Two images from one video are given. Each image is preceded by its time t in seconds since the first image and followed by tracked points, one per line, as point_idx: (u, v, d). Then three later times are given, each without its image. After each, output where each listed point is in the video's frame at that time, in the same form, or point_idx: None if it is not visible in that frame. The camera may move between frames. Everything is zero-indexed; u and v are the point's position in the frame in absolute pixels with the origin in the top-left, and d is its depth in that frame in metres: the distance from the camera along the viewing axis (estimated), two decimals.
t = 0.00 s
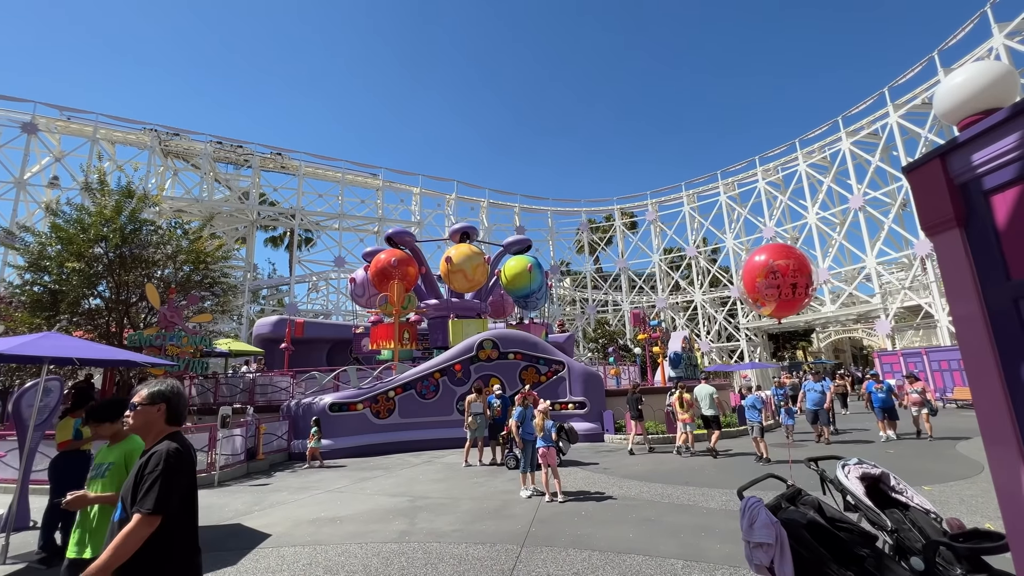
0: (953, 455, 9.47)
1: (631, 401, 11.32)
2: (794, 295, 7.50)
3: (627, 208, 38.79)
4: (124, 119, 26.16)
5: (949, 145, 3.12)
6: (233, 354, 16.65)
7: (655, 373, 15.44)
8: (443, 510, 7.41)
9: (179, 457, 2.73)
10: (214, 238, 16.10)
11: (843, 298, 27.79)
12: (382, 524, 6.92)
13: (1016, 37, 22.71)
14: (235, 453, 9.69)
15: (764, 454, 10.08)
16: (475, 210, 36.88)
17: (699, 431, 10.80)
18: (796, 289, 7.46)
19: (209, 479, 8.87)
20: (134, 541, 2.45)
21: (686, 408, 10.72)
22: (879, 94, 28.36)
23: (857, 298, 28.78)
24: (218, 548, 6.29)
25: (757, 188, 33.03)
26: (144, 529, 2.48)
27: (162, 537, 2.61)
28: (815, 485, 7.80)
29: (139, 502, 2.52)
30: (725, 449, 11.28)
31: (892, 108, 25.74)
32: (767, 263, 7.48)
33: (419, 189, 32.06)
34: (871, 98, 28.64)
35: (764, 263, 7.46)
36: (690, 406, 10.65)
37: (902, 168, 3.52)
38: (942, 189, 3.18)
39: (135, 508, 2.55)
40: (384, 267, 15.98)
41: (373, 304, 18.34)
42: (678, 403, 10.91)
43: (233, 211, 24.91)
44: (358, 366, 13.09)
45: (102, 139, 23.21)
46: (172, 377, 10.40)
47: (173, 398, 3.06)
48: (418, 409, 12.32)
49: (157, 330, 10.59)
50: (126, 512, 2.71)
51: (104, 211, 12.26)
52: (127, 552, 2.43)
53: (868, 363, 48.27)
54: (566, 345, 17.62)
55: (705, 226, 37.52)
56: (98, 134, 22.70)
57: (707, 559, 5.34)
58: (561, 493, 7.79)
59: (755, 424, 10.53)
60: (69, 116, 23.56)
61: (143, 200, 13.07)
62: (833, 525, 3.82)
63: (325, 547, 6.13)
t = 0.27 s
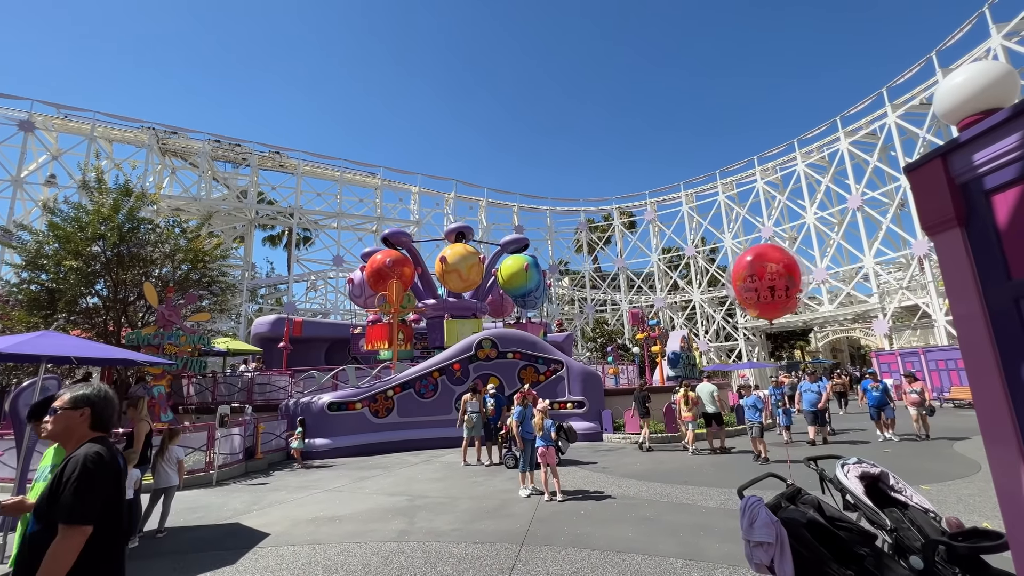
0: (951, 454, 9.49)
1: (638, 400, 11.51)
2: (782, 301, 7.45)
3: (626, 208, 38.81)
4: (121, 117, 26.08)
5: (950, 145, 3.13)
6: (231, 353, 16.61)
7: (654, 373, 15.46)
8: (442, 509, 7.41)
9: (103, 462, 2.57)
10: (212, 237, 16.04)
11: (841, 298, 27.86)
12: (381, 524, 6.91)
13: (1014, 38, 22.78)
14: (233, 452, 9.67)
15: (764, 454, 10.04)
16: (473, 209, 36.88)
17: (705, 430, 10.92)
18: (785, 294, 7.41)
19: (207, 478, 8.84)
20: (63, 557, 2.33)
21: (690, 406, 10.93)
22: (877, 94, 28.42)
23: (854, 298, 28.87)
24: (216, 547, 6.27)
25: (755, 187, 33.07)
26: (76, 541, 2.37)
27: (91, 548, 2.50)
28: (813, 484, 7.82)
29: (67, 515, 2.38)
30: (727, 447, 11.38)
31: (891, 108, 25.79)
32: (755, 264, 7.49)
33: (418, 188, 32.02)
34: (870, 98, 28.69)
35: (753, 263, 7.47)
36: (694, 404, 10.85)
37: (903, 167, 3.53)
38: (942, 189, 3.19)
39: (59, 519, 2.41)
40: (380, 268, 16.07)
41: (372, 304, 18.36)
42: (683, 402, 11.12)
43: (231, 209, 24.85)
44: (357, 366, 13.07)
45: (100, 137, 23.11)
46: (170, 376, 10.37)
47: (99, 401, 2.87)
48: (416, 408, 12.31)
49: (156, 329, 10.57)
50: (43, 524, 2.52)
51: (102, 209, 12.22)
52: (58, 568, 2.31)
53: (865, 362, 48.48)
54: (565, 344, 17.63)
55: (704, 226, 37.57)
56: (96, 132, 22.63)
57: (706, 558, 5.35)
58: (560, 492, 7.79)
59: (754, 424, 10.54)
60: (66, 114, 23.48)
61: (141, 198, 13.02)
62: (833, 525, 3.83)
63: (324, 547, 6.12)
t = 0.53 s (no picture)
0: (951, 454, 9.49)
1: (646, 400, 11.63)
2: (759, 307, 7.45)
3: (626, 208, 38.80)
4: (122, 117, 26.10)
5: (951, 145, 3.13)
6: (232, 353, 16.59)
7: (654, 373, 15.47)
8: (442, 509, 7.40)
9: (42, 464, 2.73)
10: (212, 236, 16.03)
11: (841, 298, 27.86)
12: (381, 523, 6.91)
13: (1013, 39, 22.81)
14: (233, 452, 9.67)
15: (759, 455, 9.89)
16: (473, 209, 36.89)
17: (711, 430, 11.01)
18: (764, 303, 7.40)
19: (208, 478, 8.84)
20: (20, 557, 2.51)
21: (696, 406, 11.06)
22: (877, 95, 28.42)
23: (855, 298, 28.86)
24: (216, 547, 6.28)
25: (756, 187, 33.07)
26: (30, 541, 2.54)
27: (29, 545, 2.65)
28: (813, 484, 7.82)
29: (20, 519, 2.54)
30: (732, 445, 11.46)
31: (891, 108, 25.79)
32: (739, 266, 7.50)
33: (418, 188, 32.01)
34: (870, 98, 28.68)
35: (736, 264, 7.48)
36: (700, 405, 10.97)
37: (903, 168, 3.53)
38: (943, 189, 3.19)
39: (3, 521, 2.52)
40: (377, 269, 16.11)
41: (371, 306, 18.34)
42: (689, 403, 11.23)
43: (231, 209, 24.84)
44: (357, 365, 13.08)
45: (100, 137, 23.11)
46: (170, 376, 10.38)
47: (32, 402, 2.97)
48: (417, 408, 12.31)
49: (156, 328, 10.57)
50: None
51: (103, 209, 12.22)
52: (14, 566, 2.48)
53: (865, 362, 48.50)
54: (565, 344, 17.63)
55: (704, 226, 37.57)
56: (96, 132, 22.64)
57: (707, 558, 5.35)
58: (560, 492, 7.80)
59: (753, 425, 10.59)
60: (66, 114, 23.48)
61: (142, 198, 13.02)
62: (833, 525, 3.83)
63: (324, 547, 6.12)
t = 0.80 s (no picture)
0: (954, 456, 9.45)
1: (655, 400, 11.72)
2: (732, 311, 8.27)
3: (628, 208, 38.76)
4: (125, 118, 26.17)
5: (953, 145, 3.12)
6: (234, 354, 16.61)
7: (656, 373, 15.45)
8: (444, 509, 7.41)
9: None
10: (214, 237, 16.07)
11: (844, 298, 27.78)
12: (383, 524, 6.92)
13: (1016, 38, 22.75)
14: (236, 452, 9.70)
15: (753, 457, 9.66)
16: (475, 209, 36.91)
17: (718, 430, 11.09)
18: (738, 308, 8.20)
19: (210, 478, 8.85)
20: None
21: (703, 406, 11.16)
22: (880, 94, 28.35)
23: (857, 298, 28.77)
24: (219, 547, 6.30)
25: (758, 188, 33.02)
26: None
27: None
28: (815, 485, 7.81)
29: None
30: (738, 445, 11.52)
31: (893, 108, 25.72)
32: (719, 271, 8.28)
33: (420, 188, 32.03)
34: (873, 98, 28.61)
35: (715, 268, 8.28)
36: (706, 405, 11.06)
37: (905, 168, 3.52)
38: (945, 189, 3.18)
39: None
40: (376, 271, 16.20)
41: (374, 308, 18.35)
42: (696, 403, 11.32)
43: (234, 210, 24.88)
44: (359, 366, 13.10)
45: (103, 139, 23.19)
46: (172, 377, 10.41)
47: None
48: (418, 408, 12.32)
49: (159, 329, 10.60)
50: None
51: (106, 210, 12.25)
52: None
53: (868, 363, 48.35)
54: (567, 345, 17.63)
55: (706, 226, 37.52)
56: (99, 133, 22.71)
57: (709, 559, 5.35)
58: (561, 493, 7.80)
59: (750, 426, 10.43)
60: (69, 115, 23.57)
61: (145, 199, 13.06)
62: (836, 526, 3.82)
63: (327, 547, 6.14)
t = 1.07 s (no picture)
0: (960, 458, 9.39)
1: (664, 399, 11.83)
2: (717, 312, 13.86)
3: (631, 209, 38.71)
4: (130, 120, 26.33)
5: (958, 145, 3.10)
6: (238, 354, 16.66)
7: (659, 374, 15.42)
8: (447, 510, 7.42)
9: None
10: (219, 238, 16.14)
11: (849, 299, 27.63)
12: (386, 524, 6.93)
13: (1023, 37, 22.62)
14: (240, 453, 9.74)
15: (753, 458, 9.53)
16: (478, 210, 36.95)
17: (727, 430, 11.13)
18: (721, 307, 13.82)
19: (214, 478, 8.88)
20: None
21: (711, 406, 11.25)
22: (885, 94, 28.21)
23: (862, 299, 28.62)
24: (223, 547, 6.33)
25: (762, 188, 32.91)
26: None
27: None
28: (820, 487, 7.77)
29: None
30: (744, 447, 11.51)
31: (898, 108, 25.58)
32: (701, 280, 14.03)
33: (423, 189, 32.09)
34: (877, 98, 28.45)
35: (697, 279, 14.05)
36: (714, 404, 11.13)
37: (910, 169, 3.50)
38: (950, 190, 3.17)
39: None
40: (376, 275, 16.37)
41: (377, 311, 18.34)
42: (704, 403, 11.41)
43: (238, 211, 24.99)
44: (362, 366, 13.14)
45: (109, 140, 23.33)
46: (177, 377, 10.46)
47: None
48: (422, 409, 12.34)
49: (164, 329, 10.66)
50: None
51: (112, 212, 12.33)
52: None
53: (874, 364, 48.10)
54: (570, 346, 17.61)
55: (709, 227, 37.43)
56: (105, 135, 22.85)
57: (712, 561, 5.33)
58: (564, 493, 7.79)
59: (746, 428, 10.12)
60: (76, 117, 23.73)
61: (150, 200, 13.14)
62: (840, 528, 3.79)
63: (330, 547, 6.16)
